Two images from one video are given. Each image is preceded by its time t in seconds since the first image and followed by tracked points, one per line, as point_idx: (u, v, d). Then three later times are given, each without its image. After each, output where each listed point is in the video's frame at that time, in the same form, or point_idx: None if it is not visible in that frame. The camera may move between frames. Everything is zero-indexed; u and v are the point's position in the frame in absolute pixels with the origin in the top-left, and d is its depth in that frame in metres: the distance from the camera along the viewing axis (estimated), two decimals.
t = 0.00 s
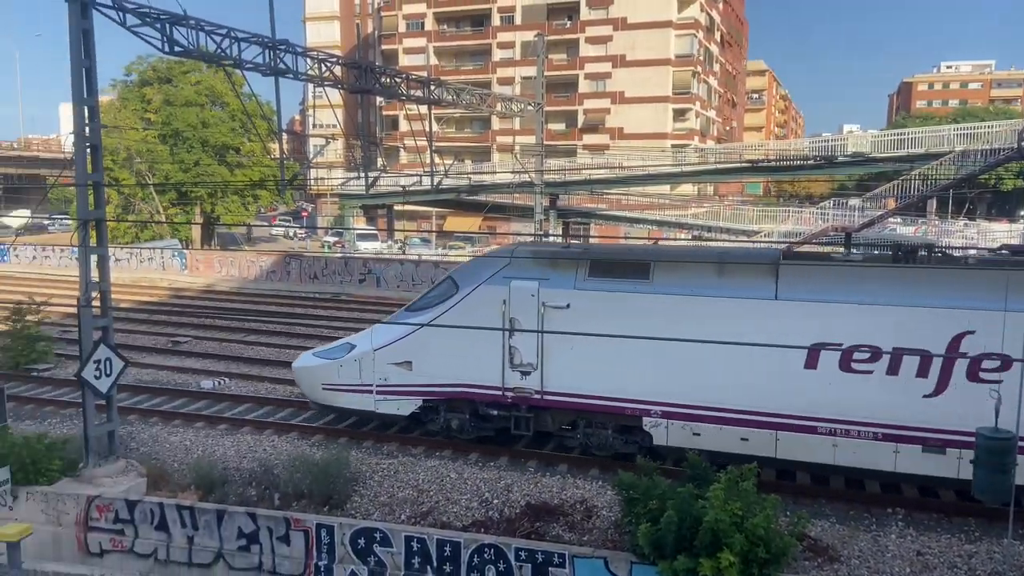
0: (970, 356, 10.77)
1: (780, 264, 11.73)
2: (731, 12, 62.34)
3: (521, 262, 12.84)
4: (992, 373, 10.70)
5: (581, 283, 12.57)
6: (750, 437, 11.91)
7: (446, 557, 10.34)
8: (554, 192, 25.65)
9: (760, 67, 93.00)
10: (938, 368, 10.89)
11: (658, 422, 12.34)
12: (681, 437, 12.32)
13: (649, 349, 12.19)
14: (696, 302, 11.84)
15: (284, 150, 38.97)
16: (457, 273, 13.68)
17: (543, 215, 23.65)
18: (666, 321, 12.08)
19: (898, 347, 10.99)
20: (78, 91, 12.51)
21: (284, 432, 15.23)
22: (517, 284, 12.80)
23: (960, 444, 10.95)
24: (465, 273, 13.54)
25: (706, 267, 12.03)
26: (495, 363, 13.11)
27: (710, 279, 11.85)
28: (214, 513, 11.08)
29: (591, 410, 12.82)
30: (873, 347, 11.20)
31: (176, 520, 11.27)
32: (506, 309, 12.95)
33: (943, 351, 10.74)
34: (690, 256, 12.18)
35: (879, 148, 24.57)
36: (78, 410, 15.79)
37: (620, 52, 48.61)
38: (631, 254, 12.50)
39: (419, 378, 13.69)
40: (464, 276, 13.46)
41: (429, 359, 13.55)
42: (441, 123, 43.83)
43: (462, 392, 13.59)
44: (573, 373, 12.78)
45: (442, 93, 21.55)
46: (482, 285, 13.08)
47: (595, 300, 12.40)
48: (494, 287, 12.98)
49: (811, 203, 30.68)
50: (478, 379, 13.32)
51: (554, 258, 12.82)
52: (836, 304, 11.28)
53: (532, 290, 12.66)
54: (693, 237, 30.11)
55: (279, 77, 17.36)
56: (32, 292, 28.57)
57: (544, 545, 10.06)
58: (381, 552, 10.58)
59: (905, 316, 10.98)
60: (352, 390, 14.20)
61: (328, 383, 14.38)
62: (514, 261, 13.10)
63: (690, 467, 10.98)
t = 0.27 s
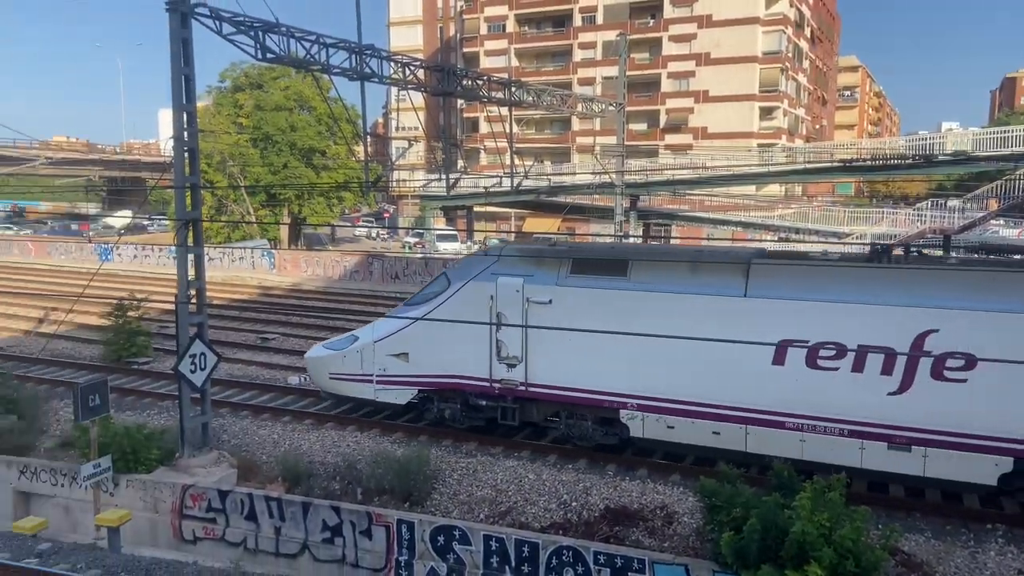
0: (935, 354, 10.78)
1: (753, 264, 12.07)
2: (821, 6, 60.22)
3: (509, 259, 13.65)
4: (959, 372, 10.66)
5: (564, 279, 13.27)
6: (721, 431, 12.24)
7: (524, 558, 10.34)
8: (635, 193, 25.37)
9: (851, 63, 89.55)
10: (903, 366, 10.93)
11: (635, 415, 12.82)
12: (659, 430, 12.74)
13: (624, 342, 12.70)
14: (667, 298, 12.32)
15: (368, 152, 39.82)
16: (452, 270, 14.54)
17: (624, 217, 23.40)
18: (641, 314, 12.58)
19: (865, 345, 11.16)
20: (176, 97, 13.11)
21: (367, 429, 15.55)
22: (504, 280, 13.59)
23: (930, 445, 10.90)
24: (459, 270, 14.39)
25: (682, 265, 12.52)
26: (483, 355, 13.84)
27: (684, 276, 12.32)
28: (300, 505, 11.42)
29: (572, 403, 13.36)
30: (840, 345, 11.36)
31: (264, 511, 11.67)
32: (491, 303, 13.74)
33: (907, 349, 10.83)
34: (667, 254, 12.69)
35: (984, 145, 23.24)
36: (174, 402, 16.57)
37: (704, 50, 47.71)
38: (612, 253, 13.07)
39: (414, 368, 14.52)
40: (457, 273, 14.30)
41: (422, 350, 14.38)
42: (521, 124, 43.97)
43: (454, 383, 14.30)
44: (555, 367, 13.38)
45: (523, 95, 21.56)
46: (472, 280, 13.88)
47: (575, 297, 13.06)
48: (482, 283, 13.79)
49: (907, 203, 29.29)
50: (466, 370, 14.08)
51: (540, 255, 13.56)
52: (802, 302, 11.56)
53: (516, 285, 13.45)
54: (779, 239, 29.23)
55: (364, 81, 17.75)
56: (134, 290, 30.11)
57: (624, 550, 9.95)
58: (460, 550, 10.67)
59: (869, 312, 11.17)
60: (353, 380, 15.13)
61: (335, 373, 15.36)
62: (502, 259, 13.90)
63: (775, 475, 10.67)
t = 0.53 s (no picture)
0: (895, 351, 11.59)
1: (726, 262, 13.11)
2: None
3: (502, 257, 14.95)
4: (917, 368, 11.42)
5: (550, 276, 14.50)
6: (695, 422, 13.22)
7: (600, 560, 10.27)
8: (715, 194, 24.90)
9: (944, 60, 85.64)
10: (864, 361, 11.76)
11: (616, 405, 13.91)
12: (637, 419, 13.78)
13: (610, 338, 13.77)
14: (645, 295, 13.43)
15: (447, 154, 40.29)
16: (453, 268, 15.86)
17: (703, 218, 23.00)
18: (623, 308, 13.68)
19: (829, 341, 12.01)
20: (266, 102, 13.58)
21: (444, 427, 15.76)
22: (497, 277, 14.87)
23: (892, 438, 11.66)
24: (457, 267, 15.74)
25: (659, 264, 13.66)
26: (477, 346, 15.12)
27: (661, 274, 13.45)
28: (379, 500, 11.67)
29: (558, 392, 14.49)
30: (804, 340, 12.24)
31: (345, 504, 11.97)
32: (486, 299, 15.01)
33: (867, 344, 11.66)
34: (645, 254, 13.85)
35: None
36: (259, 397, 17.17)
37: (790, 47, 46.44)
38: (596, 252, 14.27)
39: (417, 359, 15.83)
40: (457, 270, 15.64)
41: (423, 342, 15.70)
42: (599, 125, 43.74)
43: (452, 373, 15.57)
44: (544, 359, 14.52)
45: (600, 95, 21.47)
46: (469, 277, 15.20)
47: (561, 292, 14.25)
48: (477, 279, 15.11)
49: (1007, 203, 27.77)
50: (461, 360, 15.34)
51: (531, 253, 14.84)
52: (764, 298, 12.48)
53: (508, 282, 14.68)
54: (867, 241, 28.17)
55: (444, 85, 18.01)
56: (223, 288, 31.37)
57: (703, 557, 9.77)
58: (536, 551, 10.69)
59: (824, 310, 12.06)
60: (362, 369, 16.48)
61: (346, 362, 16.71)
62: (496, 257, 15.26)
63: (862, 485, 10.29)
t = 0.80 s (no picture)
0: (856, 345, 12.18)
1: (703, 261, 13.95)
2: None
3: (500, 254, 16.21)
4: (878, 363, 11.97)
5: (543, 273, 15.65)
6: (675, 413, 13.99)
7: (676, 568, 10.08)
8: (797, 194, 24.17)
9: None
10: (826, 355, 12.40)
11: (601, 397, 14.83)
12: (620, 409, 14.68)
13: (591, 331, 14.81)
14: (626, 291, 14.42)
15: (522, 155, 40.36)
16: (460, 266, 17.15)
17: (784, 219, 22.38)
18: (625, 305, 14.49)
19: (795, 336, 12.71)
20: (346, 107, 13.93)
21: (517, 429, 15.80)
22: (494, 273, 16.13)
23: (850, 429, 12.23)
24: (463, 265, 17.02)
25: (641, 262, 14.63)
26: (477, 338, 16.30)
27: (641, 271, 14.42)
28: (453, 500, 11.77)
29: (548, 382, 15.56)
30: (772, 335, 12.96)
31: (419, 503, 12.13)
32: (484, 295, 16.30)
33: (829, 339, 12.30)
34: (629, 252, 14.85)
35: None
36: (337, 395, 17.62)
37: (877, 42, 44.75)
38: (586, 250, 15.29)
39: (424, 350, 17.07)
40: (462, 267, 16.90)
41: (429, 334, 16.94)
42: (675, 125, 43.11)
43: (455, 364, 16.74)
44: (537, 351, 15.60)
45: (677, 95, 21.16)
46: (470, 273, 16.48)
47: (552, 288, 15.36)
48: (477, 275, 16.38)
49: None
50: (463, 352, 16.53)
51: (527, 252, 16.04)
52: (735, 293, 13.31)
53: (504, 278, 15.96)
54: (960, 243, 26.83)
55: (519, 87, 18.06)
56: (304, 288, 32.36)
57: (783, 568, 9.47)
58: (609, 556, 10.57)
59: (835, 310, 12.40)
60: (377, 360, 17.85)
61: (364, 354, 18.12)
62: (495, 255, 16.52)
63: (954, 499, 9.79)
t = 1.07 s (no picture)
0: (820, 340, 12.79)
1: (682, 260, 14.73)
2: None
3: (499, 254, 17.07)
4: (839, 356, 12.57)
5: (538, 271, 16.52)
6: (656, 404, 14.71)
7: None
8: (879, 196, 23.35)
9: None
10: (793, 349, 13.01)
11: (590, 387, 15.59)
12: (606, 400, 15.43)
13: (599, 327, 15.34)
14: (615, 288, 15.19)
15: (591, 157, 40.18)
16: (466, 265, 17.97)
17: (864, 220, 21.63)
18: (638, 304, 14.92)
19: (765, 331, 13.34)
20: (416, 112, 14.12)
21: (584, 433, 15.72)
22: (493, 271, 16.97)
23: (816, 419, 12.79)
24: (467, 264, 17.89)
25: (627, 261, 15.41)
26: (479, 332, 17.15)
27: (628, 269, 15.21)
28: (520, 502, 11.78)
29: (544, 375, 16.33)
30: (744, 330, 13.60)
31: (487, 504, 12.17)
32: (485, 291, 17.07)
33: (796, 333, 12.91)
34: (618, 251, 15.66)
35: None
36: (406, 395, 17.86)
37: (964, 37, 43.03)
38: (577, 249, 16.16)
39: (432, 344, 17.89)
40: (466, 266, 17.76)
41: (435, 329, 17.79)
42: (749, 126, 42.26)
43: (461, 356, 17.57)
44: (532, 345, 16.43)
45: (752, 94, 20.72)
46: (473, 271, 17.31)
47: (546, 284, 16.17)
48: (478, 273, 17.23)
49: None
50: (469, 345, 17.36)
51: (523, 251, 16.90)
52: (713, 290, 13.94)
53: (502, 276, 16.79)
54: None
55: (588, 89, 17.98)
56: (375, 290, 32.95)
57: None
58: (679, 564, 10.37)
59: (821, 305, 12.84)
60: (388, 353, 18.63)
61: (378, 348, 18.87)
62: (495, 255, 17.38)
63: None
